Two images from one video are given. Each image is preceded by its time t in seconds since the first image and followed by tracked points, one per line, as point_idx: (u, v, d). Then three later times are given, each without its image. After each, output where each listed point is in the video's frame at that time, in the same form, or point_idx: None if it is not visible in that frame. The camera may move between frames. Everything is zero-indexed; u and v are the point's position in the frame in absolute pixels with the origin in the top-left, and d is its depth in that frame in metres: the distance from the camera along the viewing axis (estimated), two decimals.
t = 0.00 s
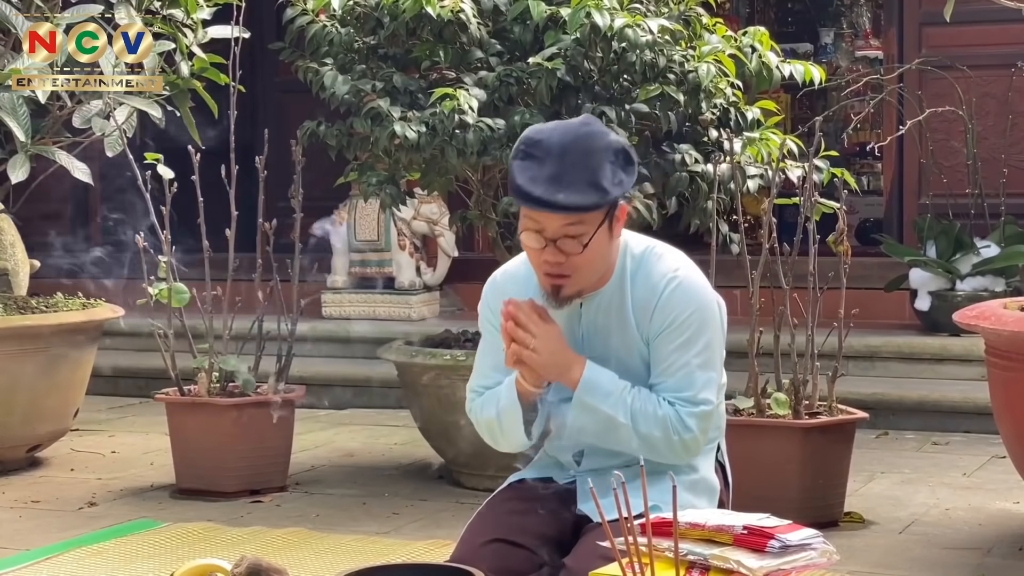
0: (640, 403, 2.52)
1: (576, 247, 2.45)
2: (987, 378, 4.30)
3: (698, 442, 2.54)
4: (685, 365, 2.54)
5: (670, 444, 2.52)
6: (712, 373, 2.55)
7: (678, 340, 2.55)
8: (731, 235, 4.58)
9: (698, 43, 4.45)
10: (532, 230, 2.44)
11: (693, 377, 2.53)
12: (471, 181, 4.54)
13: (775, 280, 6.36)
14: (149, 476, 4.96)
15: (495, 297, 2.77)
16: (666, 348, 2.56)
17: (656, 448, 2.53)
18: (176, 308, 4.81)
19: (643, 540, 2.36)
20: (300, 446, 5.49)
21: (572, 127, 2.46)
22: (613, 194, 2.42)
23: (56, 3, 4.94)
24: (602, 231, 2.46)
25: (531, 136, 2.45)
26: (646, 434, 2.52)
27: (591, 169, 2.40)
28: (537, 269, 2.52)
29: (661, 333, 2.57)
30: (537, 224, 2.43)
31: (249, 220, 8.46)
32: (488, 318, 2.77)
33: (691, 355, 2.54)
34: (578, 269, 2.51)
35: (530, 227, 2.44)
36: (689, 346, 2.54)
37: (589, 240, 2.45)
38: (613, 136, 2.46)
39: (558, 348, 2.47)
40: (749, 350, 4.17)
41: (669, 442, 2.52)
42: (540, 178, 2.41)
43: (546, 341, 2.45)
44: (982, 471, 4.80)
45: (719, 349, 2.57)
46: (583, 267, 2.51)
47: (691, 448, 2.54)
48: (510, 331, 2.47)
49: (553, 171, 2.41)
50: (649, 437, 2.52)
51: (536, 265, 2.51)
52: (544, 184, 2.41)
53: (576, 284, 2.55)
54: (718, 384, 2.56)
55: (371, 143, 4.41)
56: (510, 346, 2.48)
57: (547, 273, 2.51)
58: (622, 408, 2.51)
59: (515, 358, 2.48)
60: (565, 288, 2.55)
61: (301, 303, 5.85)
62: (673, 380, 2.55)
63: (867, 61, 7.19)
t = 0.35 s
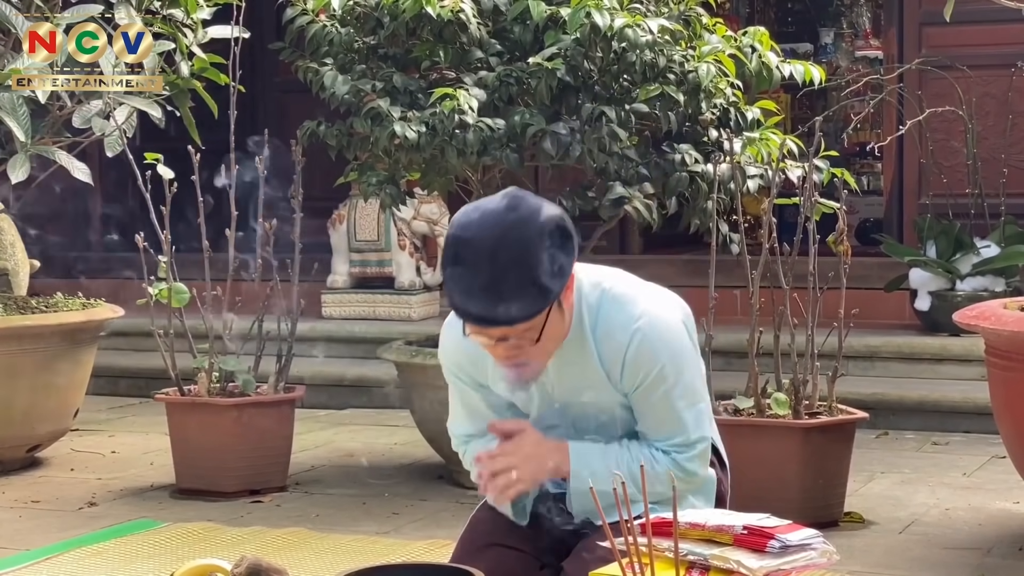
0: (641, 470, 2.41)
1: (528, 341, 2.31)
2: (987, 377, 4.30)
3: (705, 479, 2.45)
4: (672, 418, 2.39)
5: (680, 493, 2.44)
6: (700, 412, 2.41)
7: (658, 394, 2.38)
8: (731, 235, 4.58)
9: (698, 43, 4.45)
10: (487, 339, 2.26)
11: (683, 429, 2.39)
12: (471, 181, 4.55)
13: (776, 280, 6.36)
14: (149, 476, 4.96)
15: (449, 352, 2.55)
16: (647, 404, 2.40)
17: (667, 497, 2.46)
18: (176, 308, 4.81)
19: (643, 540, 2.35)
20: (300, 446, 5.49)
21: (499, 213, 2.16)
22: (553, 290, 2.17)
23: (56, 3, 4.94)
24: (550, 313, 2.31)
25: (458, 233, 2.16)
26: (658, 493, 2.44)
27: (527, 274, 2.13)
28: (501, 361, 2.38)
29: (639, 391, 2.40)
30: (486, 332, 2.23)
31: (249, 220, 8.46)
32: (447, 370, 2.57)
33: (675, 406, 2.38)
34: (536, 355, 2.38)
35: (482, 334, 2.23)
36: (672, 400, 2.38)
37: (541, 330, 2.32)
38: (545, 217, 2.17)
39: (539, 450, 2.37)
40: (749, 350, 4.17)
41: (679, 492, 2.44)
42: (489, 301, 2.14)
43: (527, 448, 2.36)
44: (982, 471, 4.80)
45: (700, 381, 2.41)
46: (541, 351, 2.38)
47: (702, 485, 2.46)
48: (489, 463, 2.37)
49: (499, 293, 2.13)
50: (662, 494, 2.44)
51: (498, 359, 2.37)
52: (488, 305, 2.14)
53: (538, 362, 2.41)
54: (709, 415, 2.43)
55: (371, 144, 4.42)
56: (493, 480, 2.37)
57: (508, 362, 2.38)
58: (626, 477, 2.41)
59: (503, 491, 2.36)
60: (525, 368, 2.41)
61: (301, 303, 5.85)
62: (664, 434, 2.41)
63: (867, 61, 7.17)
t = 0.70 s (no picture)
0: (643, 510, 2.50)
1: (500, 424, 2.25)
2: (987, 377, 4.30)
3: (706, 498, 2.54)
4: (665, 462, 2.44)
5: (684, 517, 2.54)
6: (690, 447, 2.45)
7: (648, 443, 2.42)
8: (731, 235, 4.58)
9: (698, 43, 4.46)
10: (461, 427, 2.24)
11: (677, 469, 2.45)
12: (471, 181, 4.55)
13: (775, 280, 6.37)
14: (149, 476, 4.96)
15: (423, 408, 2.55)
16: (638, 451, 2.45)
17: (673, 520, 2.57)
18: (176, 308, 4.81)
19: (643, 540, 2.35)
20: (300, 446, 5.49)
21: (454, 295, 2.17)
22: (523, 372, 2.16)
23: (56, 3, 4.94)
24: (520, 396, 2.23)
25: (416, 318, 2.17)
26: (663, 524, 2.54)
27: (495, 362, 2.12)
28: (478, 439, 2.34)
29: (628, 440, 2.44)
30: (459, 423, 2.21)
31: (249, 219, 8.46)
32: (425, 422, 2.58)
33: (665, 451, 2.43)
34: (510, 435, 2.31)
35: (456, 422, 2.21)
36: (663, 447, 2.42)
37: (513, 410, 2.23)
38: (503, 297, 2.17)
39: (532, 512, 2.50)
40: (749, 350, 4.17)
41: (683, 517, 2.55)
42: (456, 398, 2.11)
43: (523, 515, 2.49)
44: (982, 471, 4.81)
45: (688, 420, 2.44)
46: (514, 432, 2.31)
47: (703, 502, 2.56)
48: (488, 546, 2.47)
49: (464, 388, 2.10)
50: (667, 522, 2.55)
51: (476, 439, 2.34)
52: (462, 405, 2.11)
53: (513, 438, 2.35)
54: (700, 447, 2.47)
55: (371, 144, 4.42)
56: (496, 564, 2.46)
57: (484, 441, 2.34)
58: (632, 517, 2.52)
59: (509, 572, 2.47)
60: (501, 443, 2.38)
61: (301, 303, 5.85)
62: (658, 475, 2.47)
63: (867, 61, 7.17)
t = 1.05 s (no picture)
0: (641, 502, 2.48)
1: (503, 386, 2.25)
2: (987, 377, 4.30)
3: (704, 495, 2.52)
4: (665, 451, 2.43)
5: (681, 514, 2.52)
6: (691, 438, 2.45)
7: (650, 430, 2.42)
8: (731, 235, 4.58)
9: (698, 43, 4.46)
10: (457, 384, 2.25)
11: (677, 459, 2.44)
12: (471, 181, 4.55)
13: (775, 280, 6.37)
14: (149, 476, 4.96)
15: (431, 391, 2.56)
16: (638, 438, 2.44)
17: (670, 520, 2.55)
18: (176, 308, 4.81)
19: (643, 541, 2.35)
20: (300, 446, 5.49)
21: (457, 252, 2.16)
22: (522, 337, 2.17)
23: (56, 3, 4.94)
24: (523, 358, 2.23)
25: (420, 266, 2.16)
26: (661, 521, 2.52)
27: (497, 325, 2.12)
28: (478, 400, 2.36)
29: (630, 424, 2.43)
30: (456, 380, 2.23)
31: (249, 220, 8.46)
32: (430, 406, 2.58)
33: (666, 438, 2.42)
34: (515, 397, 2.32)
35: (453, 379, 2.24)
36: (664, 435, 2.42)
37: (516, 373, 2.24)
38: (508, 259, 2.16)
39: (529, 506, 2.50)
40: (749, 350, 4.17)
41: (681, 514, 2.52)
42: (446, 349, 2.11)
43: (521, 505, 2.49)
44: (982, 471, 4.81)
45: (691, 410, 2.44)
46: (519, 394, 2.32)
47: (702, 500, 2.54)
48: (483, 537, 2.48)
49: (457, 342, 2.11)
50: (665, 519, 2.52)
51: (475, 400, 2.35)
52: (453, 356, 2.11)
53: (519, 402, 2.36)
54: (701, 442, 2.47)
55: (371, 144, 4.42)
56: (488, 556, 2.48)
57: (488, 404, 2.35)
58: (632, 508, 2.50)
59: (501, 564, 2.48)
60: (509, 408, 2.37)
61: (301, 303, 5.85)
62: (658, 466, 2.45)
63: (867, 61, 7.17)
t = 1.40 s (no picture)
0: (616, 421, 2.28)
1: (534, 257, 2.24)
2: (987, 377, 4.30)
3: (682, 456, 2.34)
4: (667, 382, 2.33)
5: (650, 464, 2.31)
6: (693, 387, 2.35)
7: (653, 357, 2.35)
8: (730, 235, 4.58)
9: (698, 43, 4.45)
10: (491, 249, 2.25)
11: (676, 393, 2.33)
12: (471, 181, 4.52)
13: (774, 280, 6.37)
14: (149, 476, 4.96)
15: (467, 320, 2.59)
16: (647, 366, 2.36)
17: (634, 472, 2.32)
18: (176, 307, 4.81)
19: (643, 540, 2.35)
20: (300, 446, 5.49)
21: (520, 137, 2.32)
22: (560, 196, 2.22)
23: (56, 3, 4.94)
24: (561, 232, 2.24)
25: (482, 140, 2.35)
26: (628, 458, 2.29)
27: (535, 173, 2.21)
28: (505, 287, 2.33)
29: (644, 351, 2.37)
30: (492, 239, 2.24)
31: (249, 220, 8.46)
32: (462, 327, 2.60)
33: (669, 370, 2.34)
34: (545, 279, 2.30)
35: (488, 242, 2.26)
36: (673, 364, 2.34)
37: (549, 247, 2.24)
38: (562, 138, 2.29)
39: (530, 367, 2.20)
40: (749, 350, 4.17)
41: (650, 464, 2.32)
42: (484, 186, 2.22)
43: (518, 360, 2.18)
44: (982, 471, 4.80)
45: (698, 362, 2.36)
46: (549, 276, 2.30)
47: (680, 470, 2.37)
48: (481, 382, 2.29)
49: (495, 178, 2.22)
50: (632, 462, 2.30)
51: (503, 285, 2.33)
52: (489, 191, 2.21)
53: (547, 292, 2.33)
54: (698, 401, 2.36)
55: (372, 144, 4.42)
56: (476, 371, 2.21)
57: (515, 290, 2.31)
58: (601, 430, 2.26)
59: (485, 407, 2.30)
60: (535, 300, 2.34)
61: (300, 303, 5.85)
62: (653, 396, 2.34)
63: (867, 61, 7.17)
